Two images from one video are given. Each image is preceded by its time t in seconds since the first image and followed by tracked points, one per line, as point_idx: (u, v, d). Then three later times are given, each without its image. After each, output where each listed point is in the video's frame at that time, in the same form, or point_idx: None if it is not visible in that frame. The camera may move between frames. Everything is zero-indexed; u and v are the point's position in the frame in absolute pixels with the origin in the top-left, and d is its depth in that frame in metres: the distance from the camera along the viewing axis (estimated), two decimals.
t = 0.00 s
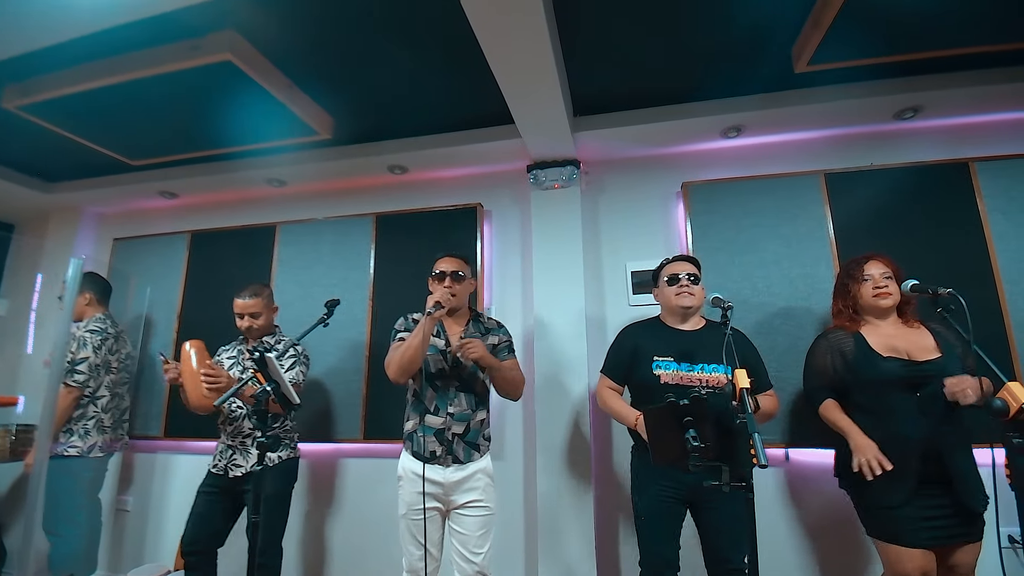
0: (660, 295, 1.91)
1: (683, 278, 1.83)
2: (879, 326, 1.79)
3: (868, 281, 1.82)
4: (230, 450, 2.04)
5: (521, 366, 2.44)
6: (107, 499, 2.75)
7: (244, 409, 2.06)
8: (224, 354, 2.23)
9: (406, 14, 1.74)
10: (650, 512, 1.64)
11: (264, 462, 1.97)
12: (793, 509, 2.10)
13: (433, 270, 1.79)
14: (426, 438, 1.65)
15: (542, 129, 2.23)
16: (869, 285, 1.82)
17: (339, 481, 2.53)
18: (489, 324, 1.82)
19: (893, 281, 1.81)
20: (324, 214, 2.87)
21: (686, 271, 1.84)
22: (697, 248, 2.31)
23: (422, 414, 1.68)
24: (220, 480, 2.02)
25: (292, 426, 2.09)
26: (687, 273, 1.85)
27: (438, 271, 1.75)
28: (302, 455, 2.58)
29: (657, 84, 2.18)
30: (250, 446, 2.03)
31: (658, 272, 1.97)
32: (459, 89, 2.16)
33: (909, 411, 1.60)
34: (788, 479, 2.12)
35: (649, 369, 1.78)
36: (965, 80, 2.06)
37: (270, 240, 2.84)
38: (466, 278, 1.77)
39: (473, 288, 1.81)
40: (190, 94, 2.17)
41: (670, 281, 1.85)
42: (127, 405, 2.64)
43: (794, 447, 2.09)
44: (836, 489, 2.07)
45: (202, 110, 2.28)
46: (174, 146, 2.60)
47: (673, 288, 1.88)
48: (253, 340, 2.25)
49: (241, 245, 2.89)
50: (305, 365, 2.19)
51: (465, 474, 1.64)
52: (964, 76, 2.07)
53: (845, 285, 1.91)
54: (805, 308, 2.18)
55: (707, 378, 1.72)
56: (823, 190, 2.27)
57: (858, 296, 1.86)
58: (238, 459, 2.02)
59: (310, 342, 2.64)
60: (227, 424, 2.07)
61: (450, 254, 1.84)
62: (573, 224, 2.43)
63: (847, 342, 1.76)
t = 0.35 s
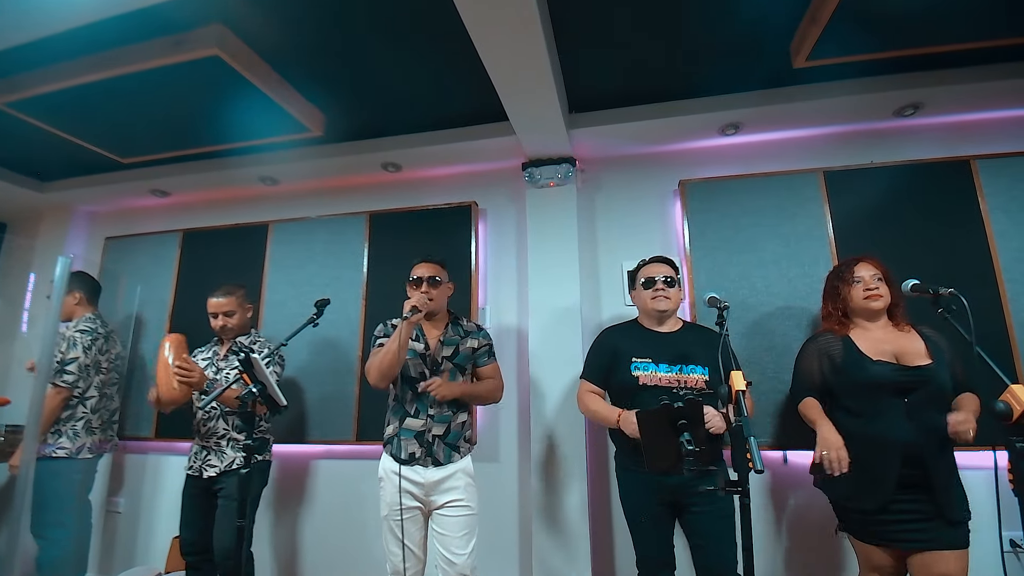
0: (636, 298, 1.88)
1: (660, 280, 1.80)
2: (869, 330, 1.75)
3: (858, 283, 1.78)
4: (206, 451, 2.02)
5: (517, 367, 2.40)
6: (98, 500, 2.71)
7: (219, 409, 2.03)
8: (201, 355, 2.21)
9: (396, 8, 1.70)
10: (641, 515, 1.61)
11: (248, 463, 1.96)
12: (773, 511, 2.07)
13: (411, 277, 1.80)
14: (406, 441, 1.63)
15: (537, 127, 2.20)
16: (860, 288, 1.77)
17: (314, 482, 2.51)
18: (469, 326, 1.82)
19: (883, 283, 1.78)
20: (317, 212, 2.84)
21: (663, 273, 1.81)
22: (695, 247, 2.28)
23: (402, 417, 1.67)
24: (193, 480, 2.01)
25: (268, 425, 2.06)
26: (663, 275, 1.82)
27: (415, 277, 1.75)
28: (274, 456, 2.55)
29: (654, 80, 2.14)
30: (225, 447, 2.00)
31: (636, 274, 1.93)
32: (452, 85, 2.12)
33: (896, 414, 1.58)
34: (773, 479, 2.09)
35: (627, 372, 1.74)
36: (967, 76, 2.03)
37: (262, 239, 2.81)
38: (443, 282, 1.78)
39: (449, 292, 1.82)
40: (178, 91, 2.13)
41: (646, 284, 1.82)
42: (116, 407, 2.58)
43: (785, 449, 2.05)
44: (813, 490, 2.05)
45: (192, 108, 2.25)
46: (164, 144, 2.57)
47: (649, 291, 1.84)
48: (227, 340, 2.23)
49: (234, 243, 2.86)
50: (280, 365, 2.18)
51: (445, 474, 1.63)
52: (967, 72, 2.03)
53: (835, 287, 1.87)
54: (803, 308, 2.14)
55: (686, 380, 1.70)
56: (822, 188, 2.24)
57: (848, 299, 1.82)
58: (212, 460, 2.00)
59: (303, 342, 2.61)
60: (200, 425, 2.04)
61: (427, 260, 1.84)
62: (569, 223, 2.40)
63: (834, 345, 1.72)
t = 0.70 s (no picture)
0: (641, 304, 1.86)
1: (662, 286, 1.78)
2: (868, 338, 1.73)
3: (859, 290, 1.76)
4: (200, 458, 2.01)
5: (511, 375, 2.38)
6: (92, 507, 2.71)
7: (212, 416, 2.01)
8: (192, 362, 2.21)
9: (386, 13, 1.68)
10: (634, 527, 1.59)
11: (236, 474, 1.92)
12: (781, 519, 2.04)
13: (399, 282, 1.75)
14: (397, 451, 1.62)
15: (531, 132, 2.18)
16: (861, 294, 1.75)
17: (310, 489, 2.49)
18: (459, 333, 1.78)
19: (883, 290, 1.76)
20: (312, 217, 2.83)
21: (667, 279, 1.78)
22: (691, 252, 2.25)
23: (392, 426, 1.65)
24: (188, 489, 2.00)
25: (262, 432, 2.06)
26: (668, 281, 1.79)
27: (404, 283, 1.72)
28: (272, 463, 2.53)
29: (649, 84, 2.12)
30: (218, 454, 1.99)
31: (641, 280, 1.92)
32: (445, 90, 2.10)
33: (896, 422, 1.55)
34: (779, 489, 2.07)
35: (631, 380, 1.74)
36: (965, 80, 2.00)
37: (256, 244, 2.80)
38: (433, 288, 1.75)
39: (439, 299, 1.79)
40: (169, 97, 2.12)
41: (649, 290, 1.80)
42: (110, 414, 2.55)
43: (787, 458, 2.02)
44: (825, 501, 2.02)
45: (184, 114, 2.24)
46: (158, 149, 2.56)
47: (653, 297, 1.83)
48: (220, 346, 2.24)
49: (228, 248, 2.84)
50: (274, 371, 2.18)
51: (436, 482, 1.62)
52: (964, 76, 2.01)
53: (835, 293, 1.85)
54: (800, 315, 2.11)
55: (690, 388, 1.67)
56: (819, 194, 2.21)
57: (847, 306, 1.81)
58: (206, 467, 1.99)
59: (296, 348, 2.60)
60: (195, 431, 2.02)
61: (416, 265, 1.81)
62: (563, 228, 2.38)
63: (832, 355, 1.70)
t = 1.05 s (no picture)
0: (648, 306, 1.88)
1: (672, 289, 1.80)
2: (870, 338, 1.72)
3: (860, 291, 1.76)
4: (207, 462, 2.03)
5: (507, 376, 2.38)
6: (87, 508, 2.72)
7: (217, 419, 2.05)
8: (202, 365, 2.22)
9: (379, 14, 1.68)
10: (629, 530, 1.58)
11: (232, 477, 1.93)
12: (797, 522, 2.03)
13: (402, 283, 1.74)
14: (399, 457, 1.60)
15: (526, 133, 2.17)
16: (861, 296, 1.75)
17: (317, 491, 2.49)
18: (461, 337, 1.78)
19: (885, 292, 1.76)
20: (308, 219, 2.83)
21: (675, 282, 1.80)
22: (688, 254, 2.24)
23: (394, 432, 1.62)
24: (196, 493, 2.00)
25: (269, 437, 2.05)
26: (676, 283, 1.81)
27: (407, 284, 1.69)
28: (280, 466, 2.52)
29: (644, 86, 2.11)
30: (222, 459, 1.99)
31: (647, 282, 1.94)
32: (439, 91, 2.10)
33: (895, 427, 1.56)
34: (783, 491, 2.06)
35: (635, 380, 1.75)
36: (961, 81, 2.00)
37: (252, 245, 2.80)
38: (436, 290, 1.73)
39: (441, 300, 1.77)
40: (164, 99, 2.11)
41: (658, 292, 1.82)
42: (106, 415, 2.52)
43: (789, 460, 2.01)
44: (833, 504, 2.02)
45: (179, 117, 2.24)
46: (153, 151, 2.56)
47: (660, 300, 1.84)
48: (229, 348, 2.25)
49: (224, 249, 2.84)
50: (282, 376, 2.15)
51: (438, 488, 1.61)
52: (961, 77, 2.00)
53: (836, 296, 1.85)
54: (797, 317, 2.10)
55: (693, 390, 1.68)
56: (815, 195, 2.20)
57: (848, 307, 1.81)
58: (213, 471, 2.01)
59: (292, 350, 2.59)
60: (201, 435, 2.05)
61: (417, 267, 1.78)
62: (558, 228, 2.37)
63: (835, 354, 1.69)
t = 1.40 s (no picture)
0: (632, 306, 1.83)
1: (656, 289, 1.75)
2: (871, 339, 1.69)
3: (860, 292, 1.73)
4: (190, 461, 2.00)
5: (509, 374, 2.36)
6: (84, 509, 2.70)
7: (203, 419, 2.01)
8: (185, 363, 2.20)
9: (379, 9, 1.65)
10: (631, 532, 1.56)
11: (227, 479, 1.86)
12: (796, 524, 1.99)
13: (417, 277, 1.71)
14: (414, 462, 1.56)
15: (528, 130, 2.14)
16: (861, 297, 1.72)
17: (304, 492, 2.46)
18: (478, 336, 1.74)
19: (885, 293, 1.72)
20: (307, 217, 2.80)
21: (659, 282, 1.75)
22: (692, 252, 2.21)
23: (409, 434, 1.59)
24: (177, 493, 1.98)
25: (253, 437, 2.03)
26: (661, 283, 1.76)
27: (423, 276, 1.66)
28: (265, 466, 2.50)
29: (648, 82, 2.08)
30: (210, 458, 1.98)
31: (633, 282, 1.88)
32: (440, 88, 2.07)
33: (896, 426, 1.52)
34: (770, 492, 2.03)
35: (623, 384, 1.68)
36: (971, 76, 1.97)
37: (251, 244, 2.77)
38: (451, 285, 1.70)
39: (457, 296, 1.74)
40: (161, 96, 2.08)
41: (642, 292, 1.77)
42: (102, 415, 2.50)
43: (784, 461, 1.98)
44: (816, 504, 1.99)
45: (177, 113, 2.21)
46: (152, 149, 2.53)
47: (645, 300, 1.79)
48: (216, 344, 2.23)
49: (223, 248, 2.81)
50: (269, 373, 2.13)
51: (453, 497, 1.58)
52: (969, 73, 1.97)
53: (836, 296, 1.82)
54: (802, 317, 2.07)
55: (681, 393, 1.63)
56: (821, 193, 2.17)
57: (849, 307, 1.77)
58: (196, 470, 1.98)
59: (291, 349, 2.57)
60: (185, 434, 2.01)
61: (434, 260, 1.75)
62: (559, 226, 2.35)
63: (835, 354, 1.65)
